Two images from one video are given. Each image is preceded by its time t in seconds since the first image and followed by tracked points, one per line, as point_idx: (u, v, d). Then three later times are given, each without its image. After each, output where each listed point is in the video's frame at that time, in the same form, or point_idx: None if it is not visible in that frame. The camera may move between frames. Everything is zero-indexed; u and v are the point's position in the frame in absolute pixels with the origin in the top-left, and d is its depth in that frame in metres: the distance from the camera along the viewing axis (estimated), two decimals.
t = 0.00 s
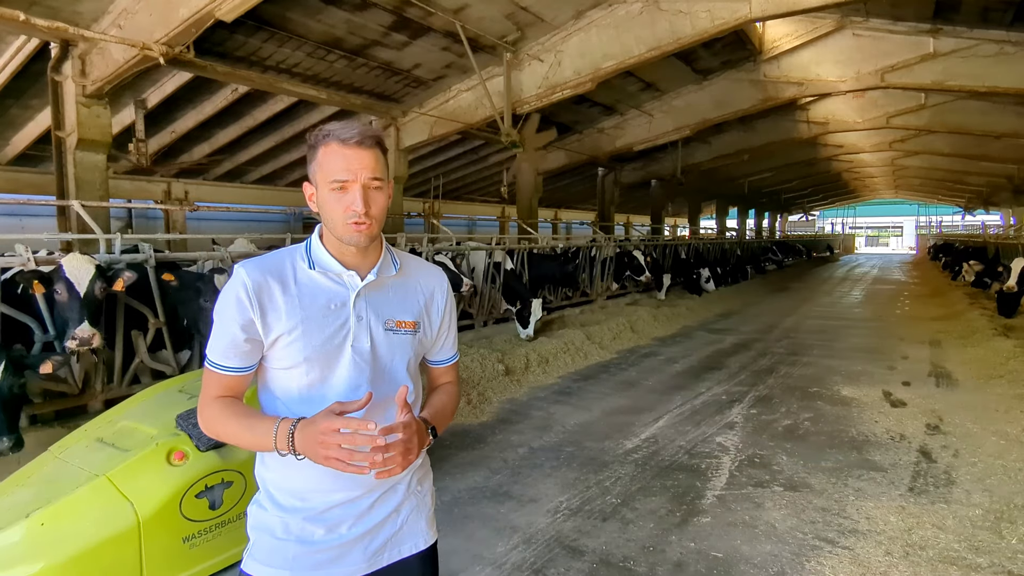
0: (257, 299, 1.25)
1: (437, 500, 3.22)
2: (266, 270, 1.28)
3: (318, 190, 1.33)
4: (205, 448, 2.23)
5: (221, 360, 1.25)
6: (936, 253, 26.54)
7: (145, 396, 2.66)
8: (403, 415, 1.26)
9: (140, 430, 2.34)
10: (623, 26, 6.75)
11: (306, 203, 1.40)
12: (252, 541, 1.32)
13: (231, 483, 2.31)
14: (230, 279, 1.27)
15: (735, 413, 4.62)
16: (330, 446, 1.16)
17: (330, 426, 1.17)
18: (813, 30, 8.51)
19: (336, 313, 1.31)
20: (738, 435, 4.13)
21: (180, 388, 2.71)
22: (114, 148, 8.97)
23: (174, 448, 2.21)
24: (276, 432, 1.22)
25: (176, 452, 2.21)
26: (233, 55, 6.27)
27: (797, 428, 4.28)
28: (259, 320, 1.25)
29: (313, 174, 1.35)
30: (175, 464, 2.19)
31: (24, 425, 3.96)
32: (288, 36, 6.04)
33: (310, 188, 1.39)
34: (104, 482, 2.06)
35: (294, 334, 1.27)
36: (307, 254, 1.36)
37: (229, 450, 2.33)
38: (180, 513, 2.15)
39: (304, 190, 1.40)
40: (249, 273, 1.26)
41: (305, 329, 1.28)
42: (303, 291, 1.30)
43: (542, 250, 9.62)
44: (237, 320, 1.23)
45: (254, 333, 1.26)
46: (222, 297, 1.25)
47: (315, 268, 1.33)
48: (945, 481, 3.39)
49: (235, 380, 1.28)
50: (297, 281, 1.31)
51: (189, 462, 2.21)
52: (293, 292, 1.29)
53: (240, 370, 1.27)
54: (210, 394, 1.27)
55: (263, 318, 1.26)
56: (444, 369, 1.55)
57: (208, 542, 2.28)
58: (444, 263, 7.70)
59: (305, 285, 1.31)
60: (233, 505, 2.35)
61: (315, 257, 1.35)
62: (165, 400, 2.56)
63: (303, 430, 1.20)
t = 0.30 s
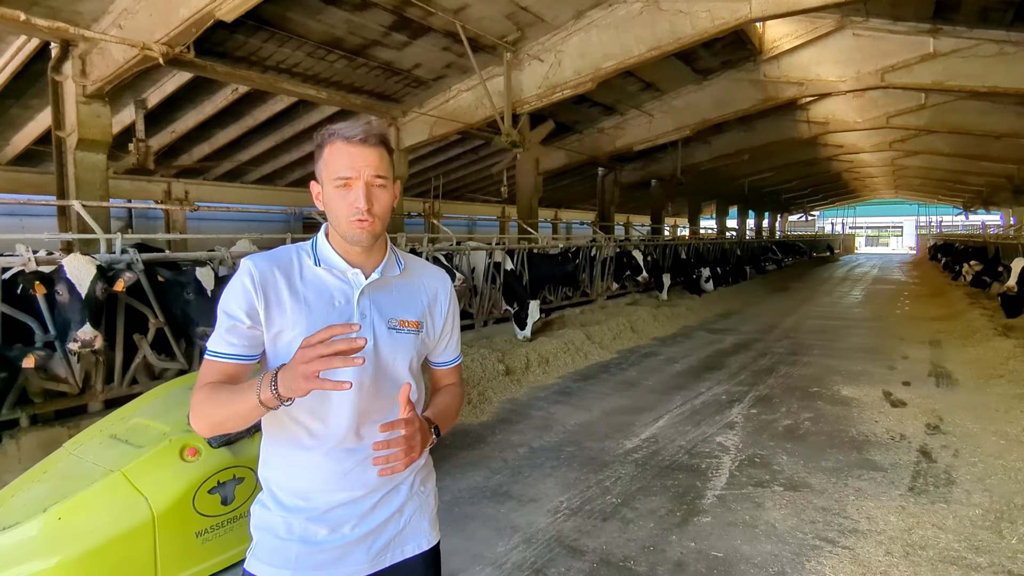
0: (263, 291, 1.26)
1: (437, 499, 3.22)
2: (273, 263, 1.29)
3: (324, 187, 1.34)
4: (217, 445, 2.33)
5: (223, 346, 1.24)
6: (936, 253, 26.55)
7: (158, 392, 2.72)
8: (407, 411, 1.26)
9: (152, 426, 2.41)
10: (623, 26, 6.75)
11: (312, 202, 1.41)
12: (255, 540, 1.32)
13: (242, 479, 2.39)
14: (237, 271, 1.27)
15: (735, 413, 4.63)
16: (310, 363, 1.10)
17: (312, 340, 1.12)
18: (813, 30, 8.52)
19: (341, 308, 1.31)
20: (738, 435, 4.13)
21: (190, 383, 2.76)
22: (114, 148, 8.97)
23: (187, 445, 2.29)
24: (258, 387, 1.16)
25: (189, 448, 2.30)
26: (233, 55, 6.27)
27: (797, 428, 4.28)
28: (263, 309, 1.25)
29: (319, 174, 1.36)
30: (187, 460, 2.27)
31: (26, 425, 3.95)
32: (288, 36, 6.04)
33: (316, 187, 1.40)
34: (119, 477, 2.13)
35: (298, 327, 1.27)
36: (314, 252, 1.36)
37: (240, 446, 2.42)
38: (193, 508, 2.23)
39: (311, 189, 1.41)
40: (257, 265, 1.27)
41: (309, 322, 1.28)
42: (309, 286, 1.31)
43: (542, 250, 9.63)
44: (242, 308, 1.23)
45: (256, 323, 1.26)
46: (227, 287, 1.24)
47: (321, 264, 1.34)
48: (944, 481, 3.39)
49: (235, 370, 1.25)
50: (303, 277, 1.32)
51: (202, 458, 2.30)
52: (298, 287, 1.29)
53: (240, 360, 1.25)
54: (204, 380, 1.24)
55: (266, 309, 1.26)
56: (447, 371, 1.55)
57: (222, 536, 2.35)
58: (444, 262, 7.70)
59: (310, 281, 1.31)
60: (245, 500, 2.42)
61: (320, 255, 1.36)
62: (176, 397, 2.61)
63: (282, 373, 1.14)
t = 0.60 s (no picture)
0: (270, 288, 1.26)
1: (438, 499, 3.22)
2: (280, 261, 1.29)
3: (328, 185, 1.34)
4: (230, 441, 2.36)
5: (225, 342, 1.22)
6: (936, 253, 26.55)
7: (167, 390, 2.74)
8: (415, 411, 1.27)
9: (165, 422, 2.44)
10: (623, 26, 6.76)
11: (317, 201, 1.41)
12: (257, 542, 1.32)
13: (252, 475, 2.44)
14: (244, 267, 1.27)
15: (735, 413, 4.63)
16: (323, 401, 1.11)
17: (335, 380, 1.13)
18: (813, 30, 8.52)
19: (347, 307, 1.31)
20: (738, 435, 4.13)
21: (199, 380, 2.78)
22: (115, 148, 8.98)
23: (201, 441, 2.33)
24: (260, 405, 1.16)
25: (202, 444, 2.34)
26: (234, 55, 6.28)
27: (797, 428, 4.28)
28: (270, 307, 1.25)
29: (323, 172, 1.36)
30: (201, 455, 2.32)
31: (26, 426, 3.95)
32: (288, 36, 6.05)
33: (321, 187, 1.40)
34: (135, 473, 2.17)
35: (305, 326, 1.27)
36: (320, 249, 1.36)
37: (251, 443, 2.46)
38: (206, 503, 2.27)
39: (315, 189, 1.41)
40: (263, 263, 1.27)
41: (316, 322, 1.28)
42: (316, 284, 1.31)
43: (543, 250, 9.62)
44: (248, 306, 1.23)
45: (262, 321, 1.25)
46: (233, 285, 1.24)
47: (328, 261, 1.34)
48: (945, 481, 3.39)
49: (238, 368, 1.24)
50: (310, 275, 1.32)
51: (215, 454, 2.34)
52: (305, 285, 1.30)
53: (244, 356, 1.24)
54: (205, 378, 1.22)
55: (273, 307, 1.25)
56: (448, 372, 1.55)
57: (232, 531, 2.40)
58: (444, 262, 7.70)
59: (317, 279, 1.32)
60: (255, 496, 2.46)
61: (327, 252, 1.36)
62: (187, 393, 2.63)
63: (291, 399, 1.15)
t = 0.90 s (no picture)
0: (271, 287, 1.26)
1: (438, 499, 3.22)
2: (282, 261, 1.29)
3: (330, 184, 1.34)
4: (241, 438, 2.39)
5: (220, 334, 1.21)
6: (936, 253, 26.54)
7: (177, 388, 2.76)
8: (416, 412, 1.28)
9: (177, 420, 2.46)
10: (623, 26, 6.76)
11: (320, 203, 1.42)
12: (257, 542, 1.32)
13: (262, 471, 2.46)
14: (245, 266, 1.28)
15: (735, 413, 4.63)
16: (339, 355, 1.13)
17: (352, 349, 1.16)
18: (813, 30, 8.53)
19: (349, 307, 1.32)
20: (738, 435, 4.12)
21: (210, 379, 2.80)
22: (115, 148, 8.98)
23: (213, 437, 2.36)
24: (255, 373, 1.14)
25: (214, 440, 2.36)
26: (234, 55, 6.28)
27: (797, 428, 4.28)
28: (269, 304, 1.25)
29: (325, 172, 1.36)
30: (213, 452, 2.34)
31: (25, 426, 3.94)
32: (288, 36, 6.05)
33: (323, 188, 1.40)
34: (148, 468, 2.19)
35: (306, 324, 1.27)
36: (322, 250, 1.37)
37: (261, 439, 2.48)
38: (218, 499, 2.29)
39: (318, 191, 1.41)
40: (265, 262, 1.27)
41: (317, 320, 1.28)
42: (318, 284, 1.31)
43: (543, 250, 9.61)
44: (246, 302, 1.23)
45: (260, 317, 1.25)
46: (233, 282, 1.24)
47: (330, 262, 1.35)
48: (945, 481, 3.39)
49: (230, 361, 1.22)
50: (312, 275, 1.32)
51: (227, 450, 2.36)
52: (307, 284, 1.30)
53: (238, 352, 1.22)
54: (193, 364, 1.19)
55: (273, 305, 1.26)
56: (451, 373, 1.55)
57: (243, 527, 2.42)
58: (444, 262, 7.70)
59: (319, 279, 1.32)
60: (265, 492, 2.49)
61: (329, 253, 1.37)
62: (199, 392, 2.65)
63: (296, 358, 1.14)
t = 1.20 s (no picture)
0: (269, 283, 1.27)
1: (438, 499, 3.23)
2: (283, 257, 1.31)
3: (326, 181, 1.35)
4: (251, 434, 2.40)
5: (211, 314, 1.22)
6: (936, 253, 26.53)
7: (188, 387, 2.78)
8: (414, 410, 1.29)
9: (189, 417, 2.48)
10: (623, 26, 6.76)
11: (319, 203, 1.43)
12: (257, 542, 1.32)
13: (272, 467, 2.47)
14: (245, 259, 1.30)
15: (735, 412, 4.63)
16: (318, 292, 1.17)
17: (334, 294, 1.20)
18: (813, 30, 8.53)
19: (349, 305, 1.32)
20: (738, 435, 4.12)
21: (221, 378, 2.81)
22: (114, 148, 8.98)
23: (224, 434, 2.37)
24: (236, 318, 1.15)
25: (225, 437, 2.37)
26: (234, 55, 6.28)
27: (797, 428, 4.28)
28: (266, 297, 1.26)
29: (321, 171, 1.38)
30: (224, 448, 2.35)
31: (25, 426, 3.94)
32: (288, 36, 6.05)
33: (321, 188, 1.41)
34: (161, 464, 2.20)
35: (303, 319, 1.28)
36: (323, 248, 1.38)
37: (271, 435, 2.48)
38: (230, 494, 2.29)
39: (317, 191, 1.43)
40: (264, 256, 1.29)
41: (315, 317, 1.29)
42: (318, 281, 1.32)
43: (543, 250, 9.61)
44: (239, 290, 1.24)
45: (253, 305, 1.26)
46: (230, 274, 1.27)
47: (331, 259, 1.36)
48: (945, 481, 3.39)
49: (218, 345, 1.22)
50: (312, 272, 1.33)
51: (237, 447, 2.37)
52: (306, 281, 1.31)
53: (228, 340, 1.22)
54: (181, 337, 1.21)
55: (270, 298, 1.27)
56: (455, 373, 1.55)
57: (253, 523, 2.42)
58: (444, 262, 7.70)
59: (319, 277, 1.33)
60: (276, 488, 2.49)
61: (330, 251, 1.38)
62: (211, 391, 2.66)
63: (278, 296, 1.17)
